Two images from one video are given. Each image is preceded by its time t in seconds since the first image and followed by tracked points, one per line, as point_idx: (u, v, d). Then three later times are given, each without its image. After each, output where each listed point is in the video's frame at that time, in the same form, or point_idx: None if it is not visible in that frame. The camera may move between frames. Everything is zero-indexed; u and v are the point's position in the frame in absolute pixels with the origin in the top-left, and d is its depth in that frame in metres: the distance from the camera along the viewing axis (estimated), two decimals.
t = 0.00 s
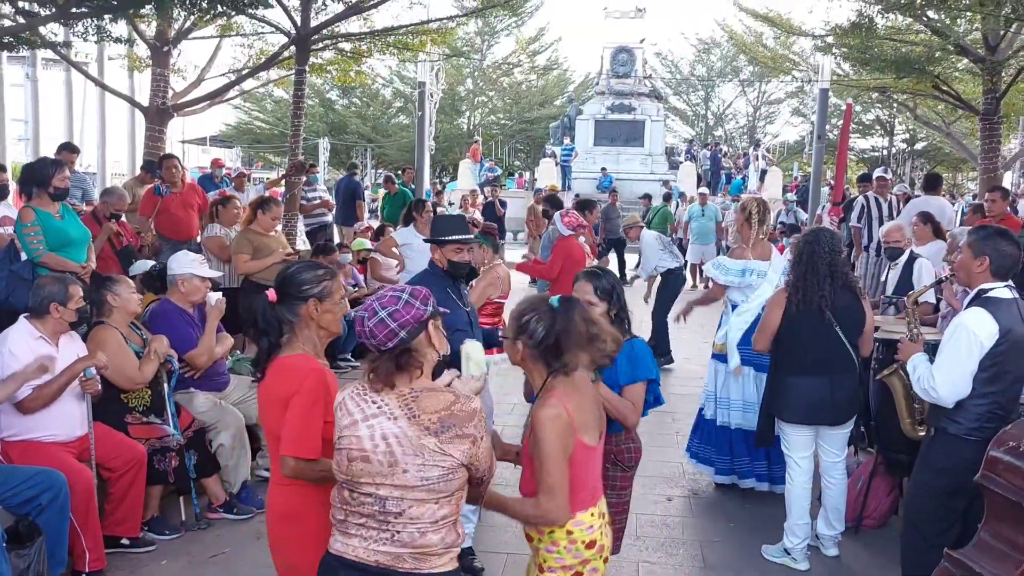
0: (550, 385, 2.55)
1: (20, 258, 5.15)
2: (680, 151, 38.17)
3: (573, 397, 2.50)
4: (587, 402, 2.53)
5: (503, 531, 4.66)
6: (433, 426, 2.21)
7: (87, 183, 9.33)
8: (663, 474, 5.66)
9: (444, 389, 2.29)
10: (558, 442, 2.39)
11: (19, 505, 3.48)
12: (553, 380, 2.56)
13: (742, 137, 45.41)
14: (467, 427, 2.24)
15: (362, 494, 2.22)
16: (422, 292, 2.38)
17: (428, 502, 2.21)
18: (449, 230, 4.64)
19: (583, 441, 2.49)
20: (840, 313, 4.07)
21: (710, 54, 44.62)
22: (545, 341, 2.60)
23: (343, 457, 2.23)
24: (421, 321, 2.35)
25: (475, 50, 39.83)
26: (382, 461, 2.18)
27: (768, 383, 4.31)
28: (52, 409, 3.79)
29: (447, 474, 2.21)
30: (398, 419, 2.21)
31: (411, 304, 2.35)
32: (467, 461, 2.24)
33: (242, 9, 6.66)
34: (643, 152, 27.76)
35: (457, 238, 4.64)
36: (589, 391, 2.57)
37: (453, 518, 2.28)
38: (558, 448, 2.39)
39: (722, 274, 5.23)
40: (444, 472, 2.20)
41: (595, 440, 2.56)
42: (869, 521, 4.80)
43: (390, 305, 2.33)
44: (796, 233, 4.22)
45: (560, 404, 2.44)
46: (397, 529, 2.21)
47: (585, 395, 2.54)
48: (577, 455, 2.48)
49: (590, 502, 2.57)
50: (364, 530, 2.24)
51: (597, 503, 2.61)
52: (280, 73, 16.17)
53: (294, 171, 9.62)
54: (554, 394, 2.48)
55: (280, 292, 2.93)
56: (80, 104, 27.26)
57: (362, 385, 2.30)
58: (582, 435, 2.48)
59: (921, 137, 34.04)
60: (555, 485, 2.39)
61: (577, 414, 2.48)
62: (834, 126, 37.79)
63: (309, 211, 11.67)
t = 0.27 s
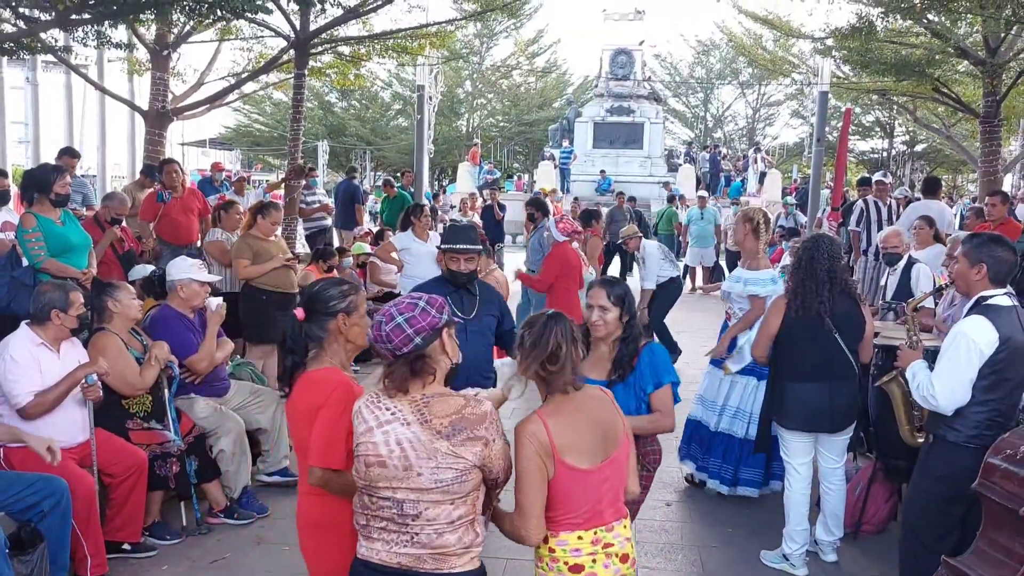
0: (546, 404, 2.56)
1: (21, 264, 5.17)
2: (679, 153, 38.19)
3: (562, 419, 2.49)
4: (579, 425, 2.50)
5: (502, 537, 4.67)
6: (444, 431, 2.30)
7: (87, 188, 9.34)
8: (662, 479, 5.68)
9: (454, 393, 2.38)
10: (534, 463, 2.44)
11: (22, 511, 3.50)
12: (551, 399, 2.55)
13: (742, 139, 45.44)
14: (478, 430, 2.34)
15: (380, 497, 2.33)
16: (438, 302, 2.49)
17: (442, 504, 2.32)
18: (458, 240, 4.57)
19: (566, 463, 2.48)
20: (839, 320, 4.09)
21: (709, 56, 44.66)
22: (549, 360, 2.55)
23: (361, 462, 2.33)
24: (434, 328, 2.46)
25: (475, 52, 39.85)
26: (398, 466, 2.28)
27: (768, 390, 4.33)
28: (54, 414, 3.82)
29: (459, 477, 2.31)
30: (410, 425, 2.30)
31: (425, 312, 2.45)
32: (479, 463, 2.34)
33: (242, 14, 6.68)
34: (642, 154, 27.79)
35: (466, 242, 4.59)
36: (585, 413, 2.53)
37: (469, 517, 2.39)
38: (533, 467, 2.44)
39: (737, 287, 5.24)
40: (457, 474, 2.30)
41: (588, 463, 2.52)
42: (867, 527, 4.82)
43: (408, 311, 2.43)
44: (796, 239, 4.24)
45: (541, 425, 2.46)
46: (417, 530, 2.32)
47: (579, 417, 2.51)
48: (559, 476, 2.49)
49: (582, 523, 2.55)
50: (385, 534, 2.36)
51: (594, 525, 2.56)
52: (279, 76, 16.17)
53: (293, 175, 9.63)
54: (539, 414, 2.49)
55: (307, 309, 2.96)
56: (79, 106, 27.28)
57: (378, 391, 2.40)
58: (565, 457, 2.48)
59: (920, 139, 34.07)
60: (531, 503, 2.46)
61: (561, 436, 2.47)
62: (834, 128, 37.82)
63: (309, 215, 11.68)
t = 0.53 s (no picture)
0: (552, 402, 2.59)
1: (17, 267, 5.16)
2: (676, 153, 38.22)
3: (560, 418, 2.53)
4: (577, 424, 2.53)
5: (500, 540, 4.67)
6: (449, 431, 2.33)
7: (84, 189, 9.33)
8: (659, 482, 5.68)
9: (460, 394, 2.42)
10: (530, 459, 2.50)
11: (19, 515, 3.52)
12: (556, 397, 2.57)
13: (739, 139, 45.49)
14: (484, 430, 2.37)
15: (391, 492, 2.36)
16: (457, 307, 2.51)
17: (449, 500, 2.35)
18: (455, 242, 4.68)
19: (562, 462, 2.51)
20: (836, 324, 4.11)
21: (707, 56, 44.71)
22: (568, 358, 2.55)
23: (373, 460, 2.36)
24: (449, 333, 2.47)
25: (472, 52, 39.83)
26: (406, 463, 2.31)
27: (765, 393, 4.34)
28: (51, 418, 3.82)
29: (466, 474, 2.34)
30: (419, 424, 2.34)
31: (442, 315, 2.47)
32: (483, 462, 2.36)
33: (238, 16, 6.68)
34: (639, 154, 27.84)
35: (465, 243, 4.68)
36: (587, 413, 2.54)
37: (475, 513, 2.41)
38: (528, 463, 2.50)
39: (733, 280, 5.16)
40: (463, 472, 2.33)
41: (585, 463, 2.52)
42: (863, 529, 4.82)
43: (424, 313, 2.46)
44: (793, 244, 4.23)
45: (538, 423, 2.52)
46: (425, 525, 2.34)
47: (580, 416, 2.53)
48: (556, 472, 2.52)
49: (581, 522, 2.55)
50: (396, 526, 2.38)
51: (595, 524, 2.55)
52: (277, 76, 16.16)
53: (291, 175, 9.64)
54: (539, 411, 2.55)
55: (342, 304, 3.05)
56: (76, 105, 27.26)
57: (390, 392, 2.44)
58: (561, 455, 2.51)
59: (917, 140, 34.12)
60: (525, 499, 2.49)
61: (557, 434, 2.51)
62: (831, 129, 37.87)
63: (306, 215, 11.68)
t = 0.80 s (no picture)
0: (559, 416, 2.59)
1: (17, 269, 5.16)
2: (675, 152, 38.22)
3: (560, 434, 2.54)
4: (576, 443, 2.52)
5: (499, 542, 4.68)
6: (446, 428, 2.40)
7: (82, 189, 9.32)
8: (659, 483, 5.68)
9: (464, 394, 2.47)
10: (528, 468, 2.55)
11: (18, 518, 3.53)
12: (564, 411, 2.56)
13: (737, 137, 45.49)
14: (477, 431, 2.41)
15: (393, 480, 2.46)
16: (461, 321, 2.47)
17: (442, 494, 2.43)
18: (455, 242, 4.84)
19: (557, 476, 2.53)
20: (834, 327, 4.12)
21: (705, 55, 44.70)
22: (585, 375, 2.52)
23: (380, 448, 2.47)
24: (451, 349, 2.46)
25: (471, 51, 39.79)
26: (405, 454, 2.41)
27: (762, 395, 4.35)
28: (51, 421, 3.82)
29: (461, 472, 2.41)
30: (421, 418, 2.42)
31: (444, 331, 2.45)
32: (474, 463, 2.42)
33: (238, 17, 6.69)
34: (638, 153, 27.85)
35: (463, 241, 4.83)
36: (589, 433, 2.51)
37: (469, 509, 2.48)
38: (525, 470, 2.55)
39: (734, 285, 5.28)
40: (455, 468, 2.40)
41: (581, 482, 2.52)
42: (863, 531, 4.83)
43: (425, 329, 2.45)
44: (793, 246, 4.24)
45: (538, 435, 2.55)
46: (419, 515, 2.44)
47: (580, 435, 2.51)
48: (551, 486, 2.54)
49: (575, 540, 2.55)
50: (395, 514, 2.49)
51: (586, 545, 2.54)
52: (275, 75, 16.14)
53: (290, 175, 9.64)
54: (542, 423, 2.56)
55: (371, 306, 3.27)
56: (74, 103, 27.20)
57: (402, 386, 2.52)
58: (557, 469, 2.53)
59: (915, 138, 34.14)
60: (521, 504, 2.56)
61: (556, 448, 2.53)
62: (830, 127, 37.88)
63: (305, 215, 11.68)
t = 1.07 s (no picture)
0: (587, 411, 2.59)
1: (18, 273, 5.16)
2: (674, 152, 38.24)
3: (599, 429, 2.52)
4: (612, 437, 2.53)
5: (500, 545, 4.67)
6: (438, 432, 2.40)
7: (83, 191, 9.32)
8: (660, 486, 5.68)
9: (456, 399, 2.47)
10: (563, 470, 2.52)
11: (19, 523, 3.52)
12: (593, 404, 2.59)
13: (736, 137, 45.50)
14: (470, 436, 2.41)
15: (384, 484, 2.46)
16: (452, 331, 2.47)
17: (432, 498, 2.42)
18: (460, 239, 4.81)
19: (598, 472, 2.53)
20: (832, 329, 4.11)
21: (704, 55, 44.71)
22: (613, 365, 2.61)
23: (372, 451, 2.47)
24: (440, 358, 2.46)
25: (470, 51, 39.79)
26: (396, 458, 2.42)
27: (761, 398, 4.34)
28: (50, 426, 3.82)
29: (451, 477, 2.40)
30: (412, 422, 2.42)
31: (433, 340, 2.46)
32: (465, 468, 2.40)
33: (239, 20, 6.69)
34: (637, 153, 27.89)
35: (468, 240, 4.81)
36: (625, 425, 2.55)
37: (459, 513, 2.47)
38: (561, 473, 2.52)
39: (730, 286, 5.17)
40: (445, 474, 2.40)
41: (621, 474, 2.55)
42: (864, 535, 4.83)
43: (415, 336, 2.46)
44: (793, 248, 4.24)
45: (575, 432, 2.51)
46: (409, 520, 2.44)
47: (615, 428, 2.53)
48: (589, 484, 2.54)
49: (610, 534, 2.60)
50: (386, 519, 2.49)
51: (621, 537, 2.61)
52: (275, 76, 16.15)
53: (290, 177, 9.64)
54: (576, 420, 2.54)
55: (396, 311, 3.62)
56: (74, 104, 27.21)
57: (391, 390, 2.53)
58: (596, 465, 2.52)
59: (915, 138, 34.14)
60: (557, 505, 2.56)
61: (594, 445, 2.51)
62: (829, 127, 37.87)
63: (306, 216, 11.69)
